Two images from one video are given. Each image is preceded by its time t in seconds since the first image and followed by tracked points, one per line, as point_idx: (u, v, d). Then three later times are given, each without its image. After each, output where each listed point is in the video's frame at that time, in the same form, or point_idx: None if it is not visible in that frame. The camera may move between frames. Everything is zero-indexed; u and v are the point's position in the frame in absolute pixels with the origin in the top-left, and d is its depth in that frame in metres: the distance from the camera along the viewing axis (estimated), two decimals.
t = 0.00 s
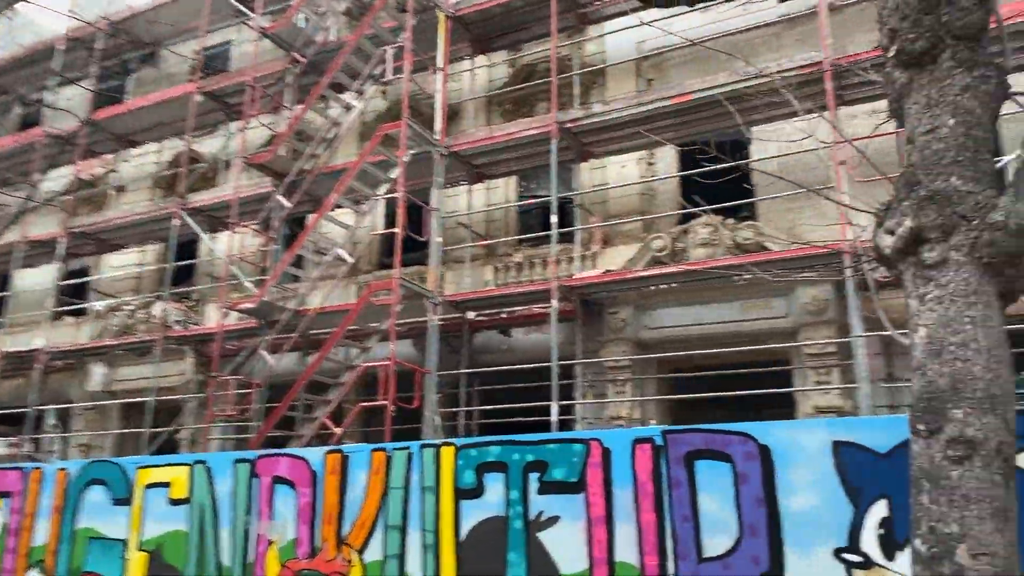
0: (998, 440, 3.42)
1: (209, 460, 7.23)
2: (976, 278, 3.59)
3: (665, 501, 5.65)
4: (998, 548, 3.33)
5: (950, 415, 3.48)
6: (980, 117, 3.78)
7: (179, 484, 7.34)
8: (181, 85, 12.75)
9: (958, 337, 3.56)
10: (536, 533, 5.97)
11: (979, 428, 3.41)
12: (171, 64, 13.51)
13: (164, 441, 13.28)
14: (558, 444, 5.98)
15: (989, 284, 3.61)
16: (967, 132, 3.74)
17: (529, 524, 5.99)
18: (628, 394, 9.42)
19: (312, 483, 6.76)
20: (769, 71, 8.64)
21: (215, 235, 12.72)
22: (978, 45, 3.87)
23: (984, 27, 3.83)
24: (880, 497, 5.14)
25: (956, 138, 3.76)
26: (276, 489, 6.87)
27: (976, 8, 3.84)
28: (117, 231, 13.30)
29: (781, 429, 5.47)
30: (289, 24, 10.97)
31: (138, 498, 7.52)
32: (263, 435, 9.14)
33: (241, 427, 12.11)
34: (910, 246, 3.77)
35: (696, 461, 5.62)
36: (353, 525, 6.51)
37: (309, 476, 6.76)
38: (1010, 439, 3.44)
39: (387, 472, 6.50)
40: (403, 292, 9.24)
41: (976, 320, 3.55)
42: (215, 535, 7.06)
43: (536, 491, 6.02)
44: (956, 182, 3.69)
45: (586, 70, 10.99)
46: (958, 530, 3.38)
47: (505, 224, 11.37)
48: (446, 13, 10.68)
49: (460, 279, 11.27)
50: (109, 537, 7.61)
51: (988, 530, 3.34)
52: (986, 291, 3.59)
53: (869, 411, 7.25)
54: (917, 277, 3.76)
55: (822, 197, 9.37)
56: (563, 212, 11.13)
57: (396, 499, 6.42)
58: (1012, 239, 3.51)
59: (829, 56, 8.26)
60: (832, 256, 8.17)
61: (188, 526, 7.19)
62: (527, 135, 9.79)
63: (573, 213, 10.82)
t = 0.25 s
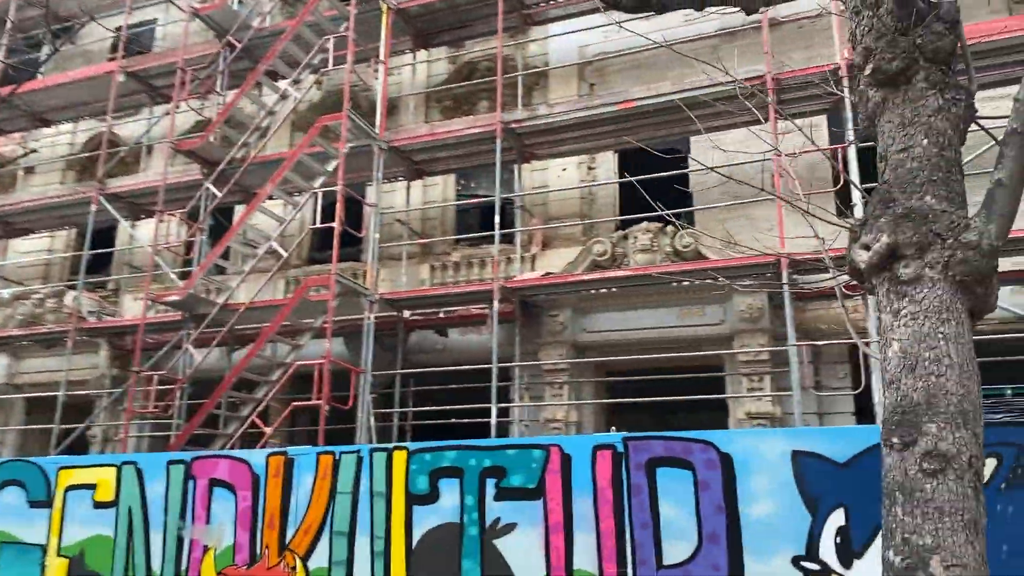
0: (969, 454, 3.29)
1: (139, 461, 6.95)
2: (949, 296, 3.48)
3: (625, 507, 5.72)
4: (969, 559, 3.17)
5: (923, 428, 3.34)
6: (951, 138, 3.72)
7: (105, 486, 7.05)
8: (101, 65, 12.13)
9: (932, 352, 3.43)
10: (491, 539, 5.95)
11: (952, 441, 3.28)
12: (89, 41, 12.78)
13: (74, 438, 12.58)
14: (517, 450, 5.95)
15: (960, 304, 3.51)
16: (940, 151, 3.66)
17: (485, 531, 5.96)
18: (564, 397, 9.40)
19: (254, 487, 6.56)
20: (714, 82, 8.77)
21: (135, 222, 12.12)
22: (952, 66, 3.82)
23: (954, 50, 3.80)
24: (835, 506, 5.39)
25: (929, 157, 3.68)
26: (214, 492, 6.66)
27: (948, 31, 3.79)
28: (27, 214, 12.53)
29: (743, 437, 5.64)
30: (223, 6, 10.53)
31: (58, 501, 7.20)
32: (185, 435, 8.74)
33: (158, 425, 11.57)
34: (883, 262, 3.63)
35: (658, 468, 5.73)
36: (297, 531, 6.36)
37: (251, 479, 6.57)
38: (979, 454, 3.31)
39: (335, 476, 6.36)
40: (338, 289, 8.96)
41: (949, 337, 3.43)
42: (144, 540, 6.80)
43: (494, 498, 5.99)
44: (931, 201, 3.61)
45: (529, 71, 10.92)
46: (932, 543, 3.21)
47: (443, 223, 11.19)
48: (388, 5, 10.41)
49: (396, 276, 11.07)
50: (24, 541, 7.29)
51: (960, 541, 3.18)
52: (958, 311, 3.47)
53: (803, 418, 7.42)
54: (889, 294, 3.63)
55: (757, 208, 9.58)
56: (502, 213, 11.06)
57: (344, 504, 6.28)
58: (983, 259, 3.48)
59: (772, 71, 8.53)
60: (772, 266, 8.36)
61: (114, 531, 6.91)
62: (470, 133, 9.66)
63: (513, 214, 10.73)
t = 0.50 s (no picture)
0: (989, 458, 3.34)
1: (116, 459, 6.44)
2: (968, 301, 3.54)
3: (628, 509, 5.29)
4: (989, 562, 3.22)
5: (944, 432, 3.38)
6: (966, 146, 3.81)
7: (77, 485, 6.51)
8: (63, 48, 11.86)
9: (951, 356, 3.47)
10: (488, 542, 5.51)
11: (973, 445, 3.33)
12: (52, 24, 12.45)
13: (26, 435, 12.11)
14: (517, 450, 5.53)
15: (978, 309, 3.57)
16: (957, 158, 3.74)
17: (482, 533, 5.52)
18: (540, 397, 9.35)
19: (238, 487, 6.08)
20: (695, 85, 8.81)
21: (96, 212, 11.78)
22: (964, 75, 3.90)
23: (967, 60, 3.88)
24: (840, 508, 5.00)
25: (946, 164, 3.75)
26: (195, 492, 6.17)
27: (962, 40, 3.87)
28: None
29: (746, 437, 5.21)
30: None
31: (27, 501, 6.64)
32: (152, 431, 8.46)
33: (118, 421, 11.23)
34: (901, 266, 3.68)
35: (661, 469, 5.31)
36: (283, 533, 5.89)
37: (233, 479, 6.08)
38: (998, 457, 3.36)
39: (324, 475, 5.91)
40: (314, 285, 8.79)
41: (968, 341, 3.48)
42: (122, 543, 6.29)
43: (491, 499, 5.56)
44: (949, 207, 3.68)
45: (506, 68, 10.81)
46: (955, 547, 3.25)
47: (417, 219, 11.01)
48: None
49: (368, 273, 10.89)
50: None
51: (981, 545, 3.23)
52: (976, 316, 3.54)
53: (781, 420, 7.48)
54: (906, 298, 3.67)
55: (734, 212, 9.66)
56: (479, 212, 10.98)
57: (333, 505, 5.83)
58: (1001, 264, 3.56)
59: (753, 75, 8.55)
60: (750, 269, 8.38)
61: (88, 532, 6.38)
62: (449, 130, 9.55)
63: (490, 212, 10.65)
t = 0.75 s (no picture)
0: None
1: (118, 466, 6.25)
2: (1012, 313, 3.53)
3: (652, 520, 5.24)
4: None
5: (993, 447, 3.38)
6: (1006, 157, 3.81)
7: (78, 492, 6.33)
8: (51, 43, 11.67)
9: (998, 370, 3.46)
10: (509, 553, 5.40)
11: (1022, 460, 3.33)
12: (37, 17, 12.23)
13: (8, 437, 11.84)
14: (538, 459, 5.46)
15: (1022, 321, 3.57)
16: (999, 169, 3.75)
17: (502, 544, 5.42)
18: (539, 402, 9.28)
19: (247, 495, 5.91)
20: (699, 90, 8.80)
21: (85, 210, 11.57)
22: (1002, 87, 3.90)
23: (1004, 71, 3.88)
24: (869, 520, 4.97)
25: (987, 175, 3.75)
26: (202, 500, 6.00)
27: (1000, 51, 3.87)
28: None
29: (773, 448, 5.19)
30: None
31: (25, 509, 6.45)
32: (145, 436, 8.29)
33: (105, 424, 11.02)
34: (944, 277, 3.67)
35: (686, 480, 5.26)
36: (294, 543, 5.73)
37: (243, 487, 5.93)
38: None
39: (338, 484, 5.77)
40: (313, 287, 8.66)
41: (1014, 354, 3.47)
42: (125, 552, 6.09)
43: (512, 509, 5.47)
44: (991, 219, 3.67)
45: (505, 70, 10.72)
46: (1005, 562, 3.24)
47: (413, 221, 10.89)
48: None
49: (364, 275, 10.76)
50: None
51: None
52: (1021, 328, 3.53)
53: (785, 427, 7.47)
54: (948, 310, 3.66)
55: (734, 217, 9.65)
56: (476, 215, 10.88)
57: (347, 515, 5.69)
58: None
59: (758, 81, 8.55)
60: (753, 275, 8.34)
61: (90, 541, 6.18)
62: (450, 131, 9.46)
63: (488, 215, 10.56)
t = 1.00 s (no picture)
0: None
1: (140, 474, 6.18)
2: None
3: (689, 530, 5.20)
4: None
5: None
6: None
7: (99, 501, 6.24)
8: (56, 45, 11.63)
9: None
10: (543, 563, 5.36)
11: None
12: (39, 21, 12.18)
13: (12, 442, 11.74)
14: (573, 469, 5.41)
15: None
16: None
17: (535, 554, 5.37)
18: (552, 408, 9.24)
19: (273, 504, 5.85)
20: (713, 96, 8.80)
21: (91, 214, 11.51)
22: None
23: None
24: (911, 530, 4.94)
25: None
26: (227, 509, 5.93)
27: None
28: None
29: (812, 458, 5.16)
30: None
31: (45, 517, 6.34)
32: (156, 442, 8.20)
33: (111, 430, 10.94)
34: (997, 288, 3.66)
35: (723, 490, 5.22)
36: (322, 552, 5.67)
37: (269, 496, 5.86)
38: None
39: (366, 493, 5.71)
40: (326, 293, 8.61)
41: None
42: (147, 562, 6.00)
43: (545, 519, 5.41)
44: None
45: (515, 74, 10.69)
46: None
47: (422, 226, 10.85)
48: None
49: (373, 279, 10.70)
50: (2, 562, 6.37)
51: None
52: None
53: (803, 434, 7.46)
54: (1002, 322, 3.66)
55: (746, 223, 9.64)
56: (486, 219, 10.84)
57: (376, 524, 5.63)
58: None
59: (773, 87, 8.57)
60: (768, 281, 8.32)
61: (111, 550, 6.09)
62: (462, 136, 9.42)
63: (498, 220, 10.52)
